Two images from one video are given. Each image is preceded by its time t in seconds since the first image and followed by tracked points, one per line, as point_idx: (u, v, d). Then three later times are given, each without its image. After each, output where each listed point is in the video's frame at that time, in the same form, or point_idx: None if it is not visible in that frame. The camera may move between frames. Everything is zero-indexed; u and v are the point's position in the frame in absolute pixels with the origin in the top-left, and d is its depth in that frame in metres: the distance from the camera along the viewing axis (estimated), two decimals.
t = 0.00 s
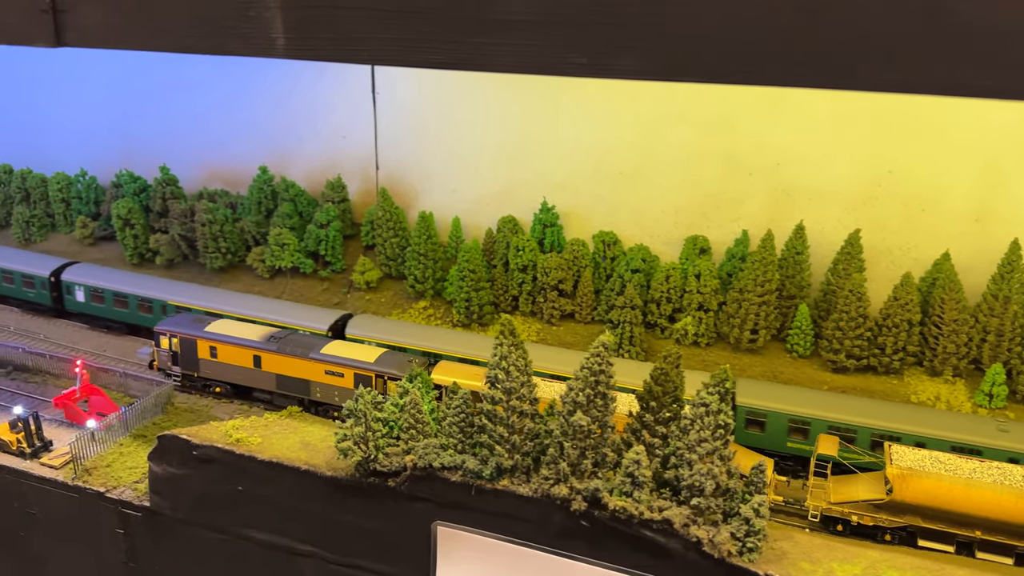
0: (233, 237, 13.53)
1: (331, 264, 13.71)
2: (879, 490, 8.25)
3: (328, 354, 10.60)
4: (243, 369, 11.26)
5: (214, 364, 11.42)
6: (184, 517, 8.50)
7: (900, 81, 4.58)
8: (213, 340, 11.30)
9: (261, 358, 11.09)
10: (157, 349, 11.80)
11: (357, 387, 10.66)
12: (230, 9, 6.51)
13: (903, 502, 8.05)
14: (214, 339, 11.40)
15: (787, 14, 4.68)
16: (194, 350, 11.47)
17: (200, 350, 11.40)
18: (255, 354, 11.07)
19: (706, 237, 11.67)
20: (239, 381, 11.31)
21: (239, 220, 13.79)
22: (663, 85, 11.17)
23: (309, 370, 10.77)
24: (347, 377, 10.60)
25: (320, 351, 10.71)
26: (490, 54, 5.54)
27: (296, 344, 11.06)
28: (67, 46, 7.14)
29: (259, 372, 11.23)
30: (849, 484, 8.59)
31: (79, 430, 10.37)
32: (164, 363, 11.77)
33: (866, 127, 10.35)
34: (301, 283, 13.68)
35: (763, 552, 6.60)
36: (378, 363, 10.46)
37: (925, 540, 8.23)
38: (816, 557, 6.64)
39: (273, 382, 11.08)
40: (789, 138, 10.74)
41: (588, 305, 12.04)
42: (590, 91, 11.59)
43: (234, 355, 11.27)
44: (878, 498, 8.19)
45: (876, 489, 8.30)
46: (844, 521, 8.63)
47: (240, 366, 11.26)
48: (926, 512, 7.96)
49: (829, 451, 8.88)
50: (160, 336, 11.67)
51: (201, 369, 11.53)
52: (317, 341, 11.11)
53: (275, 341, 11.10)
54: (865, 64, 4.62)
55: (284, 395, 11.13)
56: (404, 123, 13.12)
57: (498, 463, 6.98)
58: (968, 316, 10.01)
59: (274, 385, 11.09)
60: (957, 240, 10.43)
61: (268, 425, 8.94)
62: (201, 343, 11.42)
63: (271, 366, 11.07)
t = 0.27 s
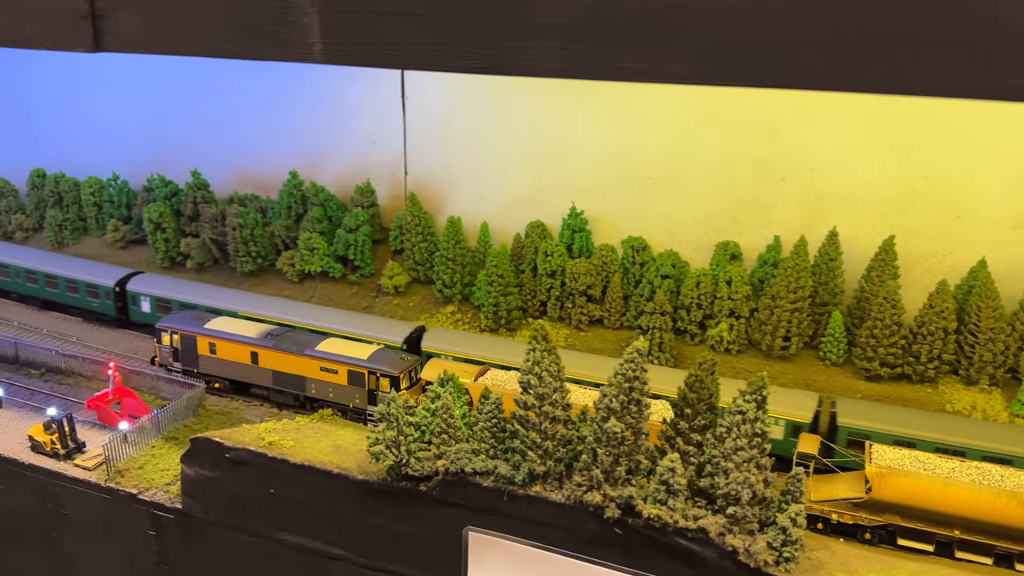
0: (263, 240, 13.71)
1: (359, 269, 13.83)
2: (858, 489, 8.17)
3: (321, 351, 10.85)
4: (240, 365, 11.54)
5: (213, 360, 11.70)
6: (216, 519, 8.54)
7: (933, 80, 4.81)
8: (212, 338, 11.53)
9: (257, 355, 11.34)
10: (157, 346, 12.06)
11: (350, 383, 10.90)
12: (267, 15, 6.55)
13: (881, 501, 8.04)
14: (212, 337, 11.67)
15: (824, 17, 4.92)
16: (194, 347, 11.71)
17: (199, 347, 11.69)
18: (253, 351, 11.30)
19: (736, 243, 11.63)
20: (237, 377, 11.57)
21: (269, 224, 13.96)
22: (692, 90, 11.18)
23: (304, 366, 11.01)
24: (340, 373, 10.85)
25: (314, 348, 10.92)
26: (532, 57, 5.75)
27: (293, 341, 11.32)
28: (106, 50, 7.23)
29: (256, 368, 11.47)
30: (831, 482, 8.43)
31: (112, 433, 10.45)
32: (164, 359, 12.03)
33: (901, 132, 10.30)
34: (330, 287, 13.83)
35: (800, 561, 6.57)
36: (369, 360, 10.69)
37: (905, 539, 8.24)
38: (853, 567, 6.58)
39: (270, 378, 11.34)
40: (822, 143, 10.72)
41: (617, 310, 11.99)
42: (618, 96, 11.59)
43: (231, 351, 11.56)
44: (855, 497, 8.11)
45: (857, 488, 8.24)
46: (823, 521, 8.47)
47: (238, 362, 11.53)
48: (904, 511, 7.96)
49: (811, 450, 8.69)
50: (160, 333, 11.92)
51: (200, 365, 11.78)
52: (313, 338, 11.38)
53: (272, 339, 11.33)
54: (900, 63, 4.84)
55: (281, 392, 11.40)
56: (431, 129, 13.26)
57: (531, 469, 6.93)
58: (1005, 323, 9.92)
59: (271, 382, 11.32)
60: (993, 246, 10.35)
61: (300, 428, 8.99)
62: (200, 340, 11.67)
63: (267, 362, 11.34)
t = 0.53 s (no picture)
0: (294, 249, 14.02)
1: (388, 277, 14.09)
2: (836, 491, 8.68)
3: (318, 351, 11.27)
4: (241, 364, 11.99)
5: (215, 359, 12.17)
6: (248, 526, 8.71)
7: (989, 92, 4.83)
8: (214, 338, 12.00)
9: (257, 355, 11.79)
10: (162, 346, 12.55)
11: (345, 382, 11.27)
12: (306, 31, 6.64)
13: (858, 503, 8.52)
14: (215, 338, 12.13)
15: (873, 29, 4.93)
16: (196, 346, 12.19)
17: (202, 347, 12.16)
18: (252, 351, 11.76)
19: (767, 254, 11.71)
20: (238, 376, 12.03)
21: (300, 233, 14.33)
22: (723, 103, 11.34)
23: (302, 366, 11.41)
24: (336, 372, 11.25)
25: (311, 348, 11.35)
26: (569, 72, 5.78)
27: (291, 341, 11.76)
28: (147, 64, 7.41)
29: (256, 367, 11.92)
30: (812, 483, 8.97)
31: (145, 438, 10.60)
32: (168, 359, 12.52)
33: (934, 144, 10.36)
34: (359, 295, 14.10)
35: None
36: (364, 360, 11.07)
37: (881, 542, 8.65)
38: None
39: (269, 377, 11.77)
40: (854, 155, 10.78)
41: (645, 321, 12.01)
42: (648, 109, 11.80)
43: (233, 351, 12.01)
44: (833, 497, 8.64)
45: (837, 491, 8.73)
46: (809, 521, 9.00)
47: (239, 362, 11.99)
48: (879, 512, 8.42)
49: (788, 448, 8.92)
50: (165, 334, 12.41)
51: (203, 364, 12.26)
52: (311, 339, 11.81)
53: (271, 339, 11.77)
54: (952, 80, 4.88)
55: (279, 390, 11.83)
56: (461, 138, 13.38)
57: (564, 480, 6.95)
58: None
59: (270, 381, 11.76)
60: None
61: (333, 436, 9.07)
62: (202, 340, 12.14)
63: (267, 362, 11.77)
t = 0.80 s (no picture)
0: (330, 256, 14.32)
1: (423, 284, 14.31)
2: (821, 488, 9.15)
3: (321, 349, 11.49)
4: (251, 362, 12.32)
5: (225, 357, 12.54)
6: (289, 529, 8.82)
7: None
8: (225, 336, 12.38)
9: (265, 353, 12.13)
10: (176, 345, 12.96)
11: (349, 381, 11.47)
12: (354, 44, 6.73)
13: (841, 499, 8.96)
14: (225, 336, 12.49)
15: (917, 53, 5.06)
16: (207, 345, 12.58)
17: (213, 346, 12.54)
18: (261, 349, 12.09)
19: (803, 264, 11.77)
20: (248, 374, 12.39)
21: (336, 240, 14.53)
22: (759, 114, 11.47)
23: (307, 365, 11.70)
24: (340, 371, 11.43)
25: (316, 346, 11.62)
26: (614, 85, 5.87)
27: (298, 340, 12.04)
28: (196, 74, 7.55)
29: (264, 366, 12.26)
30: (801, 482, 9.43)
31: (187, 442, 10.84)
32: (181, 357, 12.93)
33: (974, 155, 10.36)
34: (394, 301, 14.32)
35: None
36: (366, 359, 11.23)
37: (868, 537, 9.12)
38: None
39: (277, 375, 12.06)
40: (892, 165, 10.83)
41: (680, 330, 12.03)
42: (683, 119, 11.97)
43: (243, 349, 12.35)
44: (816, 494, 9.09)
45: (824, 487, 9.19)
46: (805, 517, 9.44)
47: (249, 359, 12.32)
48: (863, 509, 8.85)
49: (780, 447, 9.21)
50: (179, 333, 12.82)
51: (214, 362, 12.64)
52: (317, 338, 12.03)
53: (278, 338, 12.08)
54: (1006, 89, 4.92)
55: (287, 388, 12.09)
56: (494, 148, 13.65)
57: (604, 488, 6.99)
58: None
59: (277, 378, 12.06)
60: None
61: (373, 441, 9.22)
62: (213, 338, 12.53)
63: (275, 360, 12.06)
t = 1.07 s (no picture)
0: (361, 264, 14.49)
1: (453, 292, 14.48)
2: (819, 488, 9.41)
3: (324, 350, 12.10)
4: (257, 361, 12.93)
5: (233, 356, 13.14)
6: (325, 534, 8.98)
7: None
8: (232, 337, 12.95)
9: (271, 353, 12.71)
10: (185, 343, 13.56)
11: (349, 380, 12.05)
12: (394, 59, 6.60)
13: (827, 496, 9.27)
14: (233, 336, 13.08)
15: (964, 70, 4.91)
16: (215, 344, 13.17)
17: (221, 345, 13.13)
18: (267, 349, 12.68)
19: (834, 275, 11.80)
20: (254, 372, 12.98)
21: (367, 249, 14.83)
22: (790, 126, 11.47)
23: (311, 364, 12.30)
24: (341, 371, 12.03)
25: (318, 347, 12.19)
26: (654, 99, 5.76)
27: (302, 341, 12.62)
28: (241, 88, 7.31)
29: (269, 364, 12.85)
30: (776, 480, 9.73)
31: (223, 446, 11.03)
32: (191, 355, 13.54)
33: (1007, 166, 10.37)
34: (424, 309, 14.46)
35: None
36: (367, 360, 11.82)
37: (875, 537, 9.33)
38: None
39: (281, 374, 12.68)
40: (924, 177, 10.84)
41: (709, 339, 12.11)
42: (713, 129, 11.97)
43: (250, 349, 12.94)
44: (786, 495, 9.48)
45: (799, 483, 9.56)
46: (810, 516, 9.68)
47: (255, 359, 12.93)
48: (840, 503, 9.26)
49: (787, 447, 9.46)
50: (188, 332, 13.41)
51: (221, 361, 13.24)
52: (319, 339, 12.63)
53: (283, 338, 12.66)
54: None
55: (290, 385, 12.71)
56: (523, 156, 13.76)
57: (639, 498, 7.04)
58: None
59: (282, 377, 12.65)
60: None
61: (407, 448, 9.34)
62: (220, 338, 13.11)
63: (280, 359, 12.67)
